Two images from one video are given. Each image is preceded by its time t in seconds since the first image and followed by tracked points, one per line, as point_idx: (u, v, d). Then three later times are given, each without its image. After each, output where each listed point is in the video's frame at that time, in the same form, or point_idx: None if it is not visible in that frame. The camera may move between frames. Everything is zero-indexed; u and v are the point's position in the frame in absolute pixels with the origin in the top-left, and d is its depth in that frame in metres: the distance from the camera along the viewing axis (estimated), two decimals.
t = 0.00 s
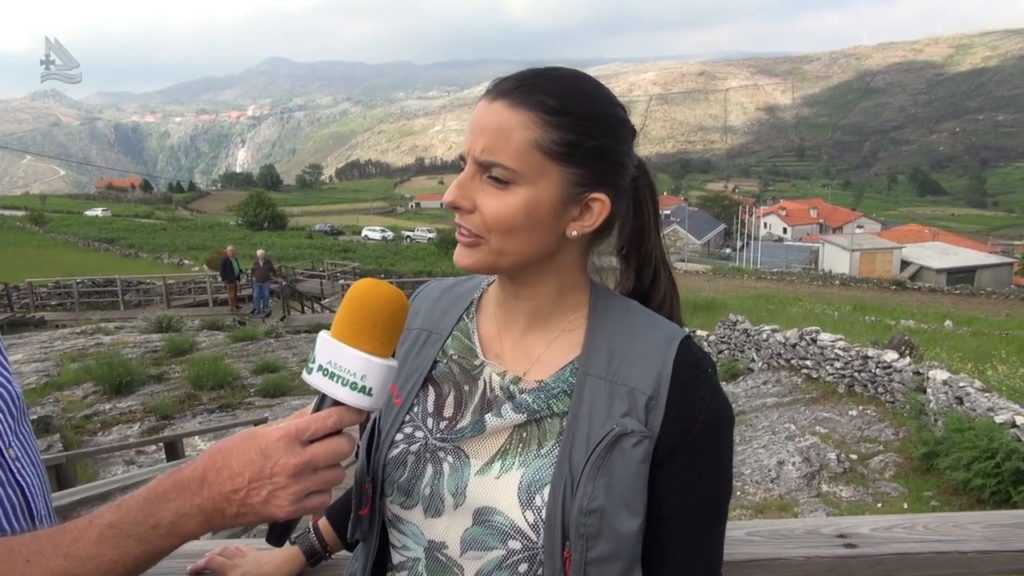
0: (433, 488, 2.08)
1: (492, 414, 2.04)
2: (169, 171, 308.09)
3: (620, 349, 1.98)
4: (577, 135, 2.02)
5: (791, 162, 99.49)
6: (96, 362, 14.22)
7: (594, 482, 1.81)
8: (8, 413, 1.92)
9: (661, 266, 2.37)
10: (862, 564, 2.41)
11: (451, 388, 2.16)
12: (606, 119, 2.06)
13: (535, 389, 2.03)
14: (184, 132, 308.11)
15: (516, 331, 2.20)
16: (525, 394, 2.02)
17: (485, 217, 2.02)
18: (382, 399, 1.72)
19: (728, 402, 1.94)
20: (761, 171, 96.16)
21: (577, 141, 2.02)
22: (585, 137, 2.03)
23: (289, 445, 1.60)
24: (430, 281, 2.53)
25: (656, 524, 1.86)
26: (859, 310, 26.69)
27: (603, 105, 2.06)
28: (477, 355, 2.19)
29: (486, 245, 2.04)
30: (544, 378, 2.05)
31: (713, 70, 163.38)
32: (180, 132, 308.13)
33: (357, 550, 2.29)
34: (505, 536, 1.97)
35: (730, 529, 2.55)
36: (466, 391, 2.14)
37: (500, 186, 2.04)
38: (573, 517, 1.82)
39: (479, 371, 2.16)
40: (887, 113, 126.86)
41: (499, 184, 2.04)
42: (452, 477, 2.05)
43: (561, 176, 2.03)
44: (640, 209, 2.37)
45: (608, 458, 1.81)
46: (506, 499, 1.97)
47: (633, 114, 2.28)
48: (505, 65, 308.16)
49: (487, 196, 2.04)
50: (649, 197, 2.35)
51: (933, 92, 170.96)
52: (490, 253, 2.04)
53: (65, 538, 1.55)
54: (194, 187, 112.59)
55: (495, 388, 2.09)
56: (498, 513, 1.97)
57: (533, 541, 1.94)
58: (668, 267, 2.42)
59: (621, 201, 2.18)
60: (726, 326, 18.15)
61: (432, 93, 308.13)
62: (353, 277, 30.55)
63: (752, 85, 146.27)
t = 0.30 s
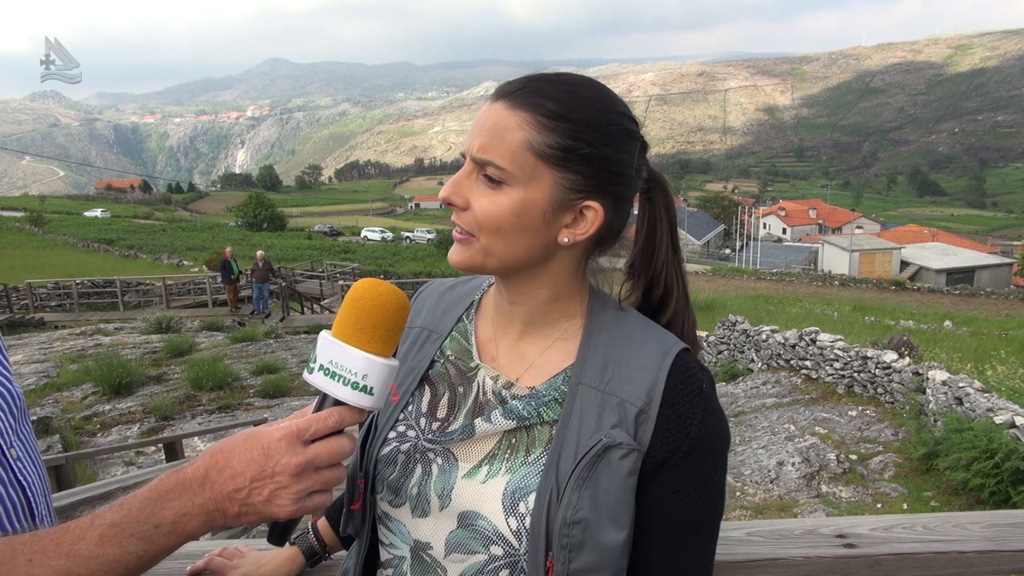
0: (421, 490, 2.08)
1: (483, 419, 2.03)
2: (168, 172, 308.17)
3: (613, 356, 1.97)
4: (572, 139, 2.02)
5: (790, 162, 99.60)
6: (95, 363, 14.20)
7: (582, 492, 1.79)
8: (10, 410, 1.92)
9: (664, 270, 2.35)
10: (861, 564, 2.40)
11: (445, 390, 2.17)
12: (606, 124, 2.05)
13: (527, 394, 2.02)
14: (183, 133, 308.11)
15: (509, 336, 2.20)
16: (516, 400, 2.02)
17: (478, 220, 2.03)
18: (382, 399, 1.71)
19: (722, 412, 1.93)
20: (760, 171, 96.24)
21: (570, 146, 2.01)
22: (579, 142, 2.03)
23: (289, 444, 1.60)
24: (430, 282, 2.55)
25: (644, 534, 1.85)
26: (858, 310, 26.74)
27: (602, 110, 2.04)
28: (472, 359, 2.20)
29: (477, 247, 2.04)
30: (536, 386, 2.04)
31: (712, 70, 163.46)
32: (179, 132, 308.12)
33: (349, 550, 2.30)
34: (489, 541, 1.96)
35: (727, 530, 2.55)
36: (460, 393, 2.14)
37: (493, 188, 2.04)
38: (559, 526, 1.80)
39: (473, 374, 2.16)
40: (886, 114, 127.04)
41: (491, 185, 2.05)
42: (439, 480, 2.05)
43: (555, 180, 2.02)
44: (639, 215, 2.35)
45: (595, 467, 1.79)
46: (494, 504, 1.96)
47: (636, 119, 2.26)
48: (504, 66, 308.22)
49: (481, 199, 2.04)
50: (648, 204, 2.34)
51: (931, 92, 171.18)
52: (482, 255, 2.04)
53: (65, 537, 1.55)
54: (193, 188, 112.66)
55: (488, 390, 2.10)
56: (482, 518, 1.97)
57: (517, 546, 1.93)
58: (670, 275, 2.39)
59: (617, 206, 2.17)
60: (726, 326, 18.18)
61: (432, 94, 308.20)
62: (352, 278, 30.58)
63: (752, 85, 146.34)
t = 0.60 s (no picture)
0: (410, 486, 2.09)
1: (472, 416, 2.04)
2: (168, 172, 308.19)
3: (602, 355, 1.97)
4: (562, 137, 2.01)
5: (789, 163, 99.76)
6: (94, 363, 14.20)
7: (568, 490, 1.79)
8: (11, 410, 1.91)
9: (657, 267, 2.33)
10: (858, 563, 2.41)
11: (438, 387, 2.18)
12: (597, 123, 2.05)
13: (517, 393, 2.01)
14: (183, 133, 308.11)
15: (501, 334, 2.21)
16: (505, 399, 2.02)
17: (467, 216, 2.03)
18: (381, 397, 1.72)
19: (713, 413, 1.93)
20: (760, 172, 96.42)
21: (560, 144, 2.01)
22: (568, 141, 2.02)
23: (291, 443, 1.60)
24: (427, 281, 2.55)
25: (633, 532, 1.85)
26: (858, 311, 26.79)
27: (593, 109, 2.05)
28: (465, 357, 2.20)
29: (465, 244, 2.05)
30: (526, 385, 2.04)
31: (712, 71, 163.65)
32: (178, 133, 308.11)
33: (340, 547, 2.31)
34: (477, 539, 1.95)
35: (724, 530, 2.55)
36: (452, 390, 2.15)
37: (482, 185, 2.05)
38: (545, 524, 1.79)
39: (464, 372, 2.17)
40: (885, 114, 127.24)
41: (481, 182, 2.05)
42: (429, 477, 2.06)
43: (543, 180, 2.03)
44: (633, 215, 2.35)
45: (582, 466, 1.79)
46: (482, 503, 1.96)
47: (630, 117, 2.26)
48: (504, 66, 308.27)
49: (471, 197, 2.05)
50: (641, 200, 2.33)
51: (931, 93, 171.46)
52: (469, 255, 2.05)
53: (70, 533, 1.56)
54: (192, 188, 112.71)
55: (479, 387, 2.10)
56: (470, 515, 1.97)
57: (503, 544, 1.93)
58: (665, 275, 2.38)
59: (608, 205, 2.16)
60: (726, 327, 18.19)
61: (431, 94, 308.28)
62: (352, 278, 30.62)
63: (751, 85, 146.33)
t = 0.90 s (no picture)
0: (416, 488, 2.08)
1: (477, 416, 2.04)
2: (168, 172, 308.16)
3: (604, 353, 1.97)
4: (553, 137, 2.01)
5: (789, 163, 99.81)
6: (94, 363, 14.19)
7: (574, 489, 1.79)
8: (11, 410, 1.91)
9: (657, 263, 2.32)
10: (858, 564, 2.41)
11: (442, 387, 2.17)
12: (589, 120, 2.04)
13: (521, 393, 2.02)
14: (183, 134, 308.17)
15: (504, 335, 2.20)
16: (511, 398, 2.02)
17: (464, 218, 2.03)
18: (384, 397, 1.71)
19: (717, 410, 1.93)
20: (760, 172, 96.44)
21: (552, 143, 2.01)
22: (561, 139, 2.02)
23: (292, 442, 1.60)
24: (430, 281, 2.54)
25: (640, 533, 1.85)
26: (858, 311, 26.78)
27: (585, 108, 2.04)
28: (468, 356, 2.20)
29: (463, 246, 2.05)
30: (530, 383, 2.04)
31: (712, 71, 163.66)
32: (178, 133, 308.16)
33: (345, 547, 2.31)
34: (484, 538, 1.96)
35: (728, 529, 2.54)
36: (456, 391, 2.15)
37: (475, 186, 2.05)
38: (554, 522, 1.79)
39: (469, 371, 2.16)
40: (885, 114, 127.27)
41: (474, 184, 2.05)
42: (435, 479, 2.05)
43: (537, 179, 2.03)
44: (631, 211, 2.35)
45: (589, 463, 1.79)
46: (486, 504, 1.96)
47: (627, 115, 2.27)
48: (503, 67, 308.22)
49: (466, 198, 2.05)
50: (638, 199, 2.33)
51: (930, 93, 171.53)
52: (468, 255, 2.04)
53: (72, 538, 1.55)
54: (192, 188, 112.72)
55: (483, 388, 2.10)
56: (476, 516, 1.97)
57: (513, 545, 1.92)
58: (668, 272, 2.36)
59: (604, 202, 2.16)
60: (725, 327, 18.18)
61: (431, 95, 308.28)
62: (352, 279, 30.65)
63: (751, 84, 146.29)
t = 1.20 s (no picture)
0: (430, 491, 2.06)
1: (490, 417, 2.03)
2: (168, 172, 308.17)
3: (612, 353, 1.97)
4: (557, 141, 2.01)
5: (788, 163, 99.84)
6: (94, 363, 14.17)
7: (589, 486, 1.79)
8: (15, 414, 1.91)
9: (660, 261, 2.33)
10: (860, 564, 2.40)
11: (450, 388, 2.15)
12: (588, 123, 2.05)
13: (533, 392, 2.01)
14: (182, 133, 308.19)
15: (511, 335, 2.20)
16: (522, 399, 2.01)
17: (466, 221, 2.02)
18: (386, 401, 1.71)
19: (723, 405, 1.94)
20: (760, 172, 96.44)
21: (555, 147, 2.01)
22: (563, 142, 2.02)
23: (293, 449, 1.59)
24: (430, 282, 2.53)
25: (654, 523, 1.86)
26: (857, 310, 26.76)
27: (585, 110, 2.04)
28: (475, 357, 2.18)
29: (467, 248, 2.04)
30: (541, 382, 2.04)
31: (711, 71, 163.71)
32: (178, 133, 308.18)
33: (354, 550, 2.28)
34: (502, 538, 1.95)
35: (730, 529, 2.54)
36: (464, 394, 2.13)
37: (478, 187, 2.04)
38: (570, 518, 1.80)
39: (477, 372, 2.15)
40: (885, 114, 127.35)
41: (477, 187, 2.04)
42: (449, 480, 2.04)
43: (541, 181, 2.02)
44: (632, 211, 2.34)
45: (605, 460, 1.80)
46: (501, 502, 1.96)
47: (629, 114, 2.27)
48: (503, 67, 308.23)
49: (472, 200, 2.03)
50: (639, 202, 2.34)
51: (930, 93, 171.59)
52: (473, 258, 2.03)
53: (75, 541, 1.55)
54: (192, 188, 112.74)
55: (493, 390, 2.08)
56: (494, 516, 1.96)
57: (532, 542, 1.92)
58: (671, 269, 2.37)
59: (607, 200, 2.15)
60: (726, 327, 18.20)
61: (431, 94, 308.28)
62: (352, 278, 30.65)
63: (751, 84, 146.28)
